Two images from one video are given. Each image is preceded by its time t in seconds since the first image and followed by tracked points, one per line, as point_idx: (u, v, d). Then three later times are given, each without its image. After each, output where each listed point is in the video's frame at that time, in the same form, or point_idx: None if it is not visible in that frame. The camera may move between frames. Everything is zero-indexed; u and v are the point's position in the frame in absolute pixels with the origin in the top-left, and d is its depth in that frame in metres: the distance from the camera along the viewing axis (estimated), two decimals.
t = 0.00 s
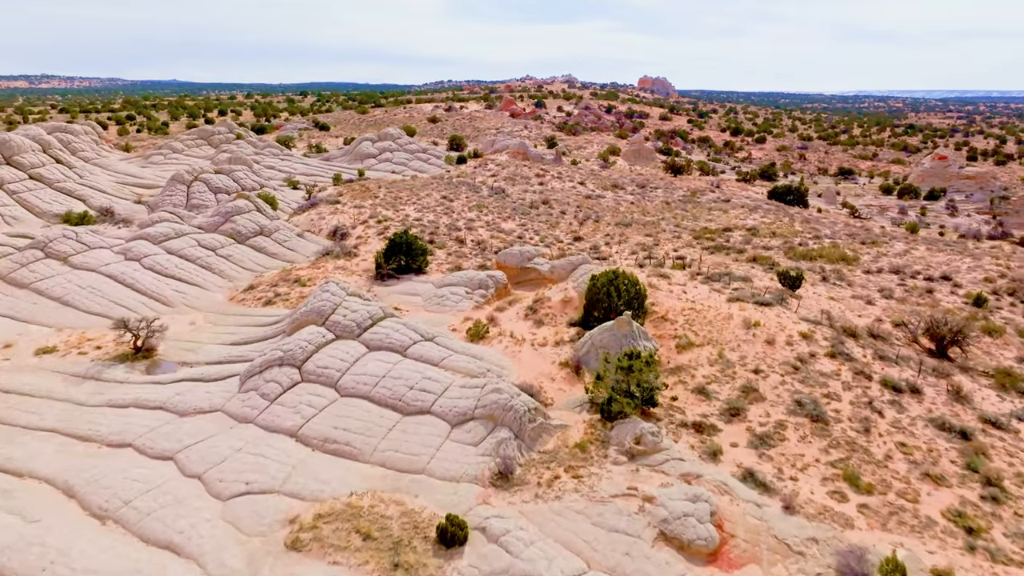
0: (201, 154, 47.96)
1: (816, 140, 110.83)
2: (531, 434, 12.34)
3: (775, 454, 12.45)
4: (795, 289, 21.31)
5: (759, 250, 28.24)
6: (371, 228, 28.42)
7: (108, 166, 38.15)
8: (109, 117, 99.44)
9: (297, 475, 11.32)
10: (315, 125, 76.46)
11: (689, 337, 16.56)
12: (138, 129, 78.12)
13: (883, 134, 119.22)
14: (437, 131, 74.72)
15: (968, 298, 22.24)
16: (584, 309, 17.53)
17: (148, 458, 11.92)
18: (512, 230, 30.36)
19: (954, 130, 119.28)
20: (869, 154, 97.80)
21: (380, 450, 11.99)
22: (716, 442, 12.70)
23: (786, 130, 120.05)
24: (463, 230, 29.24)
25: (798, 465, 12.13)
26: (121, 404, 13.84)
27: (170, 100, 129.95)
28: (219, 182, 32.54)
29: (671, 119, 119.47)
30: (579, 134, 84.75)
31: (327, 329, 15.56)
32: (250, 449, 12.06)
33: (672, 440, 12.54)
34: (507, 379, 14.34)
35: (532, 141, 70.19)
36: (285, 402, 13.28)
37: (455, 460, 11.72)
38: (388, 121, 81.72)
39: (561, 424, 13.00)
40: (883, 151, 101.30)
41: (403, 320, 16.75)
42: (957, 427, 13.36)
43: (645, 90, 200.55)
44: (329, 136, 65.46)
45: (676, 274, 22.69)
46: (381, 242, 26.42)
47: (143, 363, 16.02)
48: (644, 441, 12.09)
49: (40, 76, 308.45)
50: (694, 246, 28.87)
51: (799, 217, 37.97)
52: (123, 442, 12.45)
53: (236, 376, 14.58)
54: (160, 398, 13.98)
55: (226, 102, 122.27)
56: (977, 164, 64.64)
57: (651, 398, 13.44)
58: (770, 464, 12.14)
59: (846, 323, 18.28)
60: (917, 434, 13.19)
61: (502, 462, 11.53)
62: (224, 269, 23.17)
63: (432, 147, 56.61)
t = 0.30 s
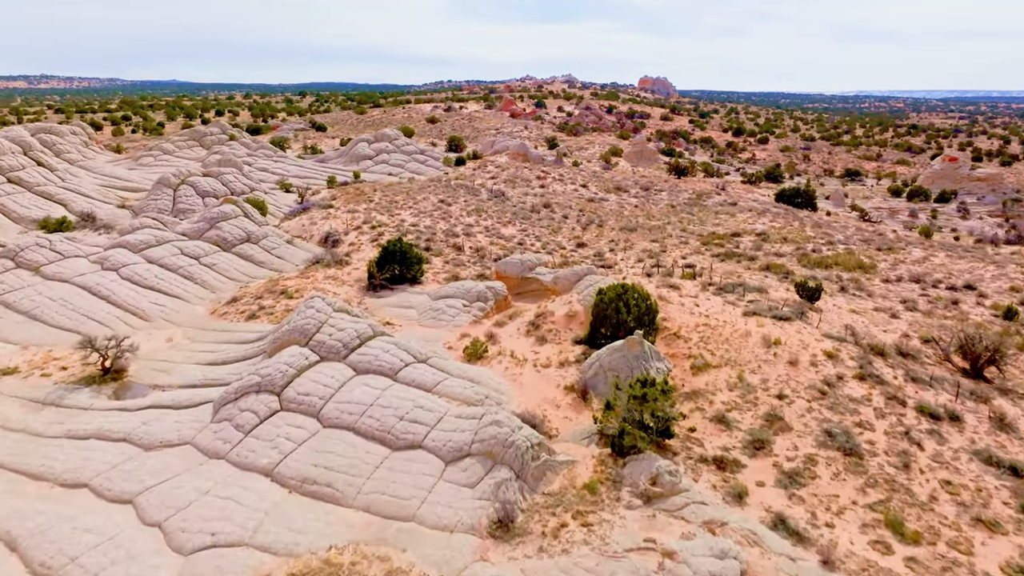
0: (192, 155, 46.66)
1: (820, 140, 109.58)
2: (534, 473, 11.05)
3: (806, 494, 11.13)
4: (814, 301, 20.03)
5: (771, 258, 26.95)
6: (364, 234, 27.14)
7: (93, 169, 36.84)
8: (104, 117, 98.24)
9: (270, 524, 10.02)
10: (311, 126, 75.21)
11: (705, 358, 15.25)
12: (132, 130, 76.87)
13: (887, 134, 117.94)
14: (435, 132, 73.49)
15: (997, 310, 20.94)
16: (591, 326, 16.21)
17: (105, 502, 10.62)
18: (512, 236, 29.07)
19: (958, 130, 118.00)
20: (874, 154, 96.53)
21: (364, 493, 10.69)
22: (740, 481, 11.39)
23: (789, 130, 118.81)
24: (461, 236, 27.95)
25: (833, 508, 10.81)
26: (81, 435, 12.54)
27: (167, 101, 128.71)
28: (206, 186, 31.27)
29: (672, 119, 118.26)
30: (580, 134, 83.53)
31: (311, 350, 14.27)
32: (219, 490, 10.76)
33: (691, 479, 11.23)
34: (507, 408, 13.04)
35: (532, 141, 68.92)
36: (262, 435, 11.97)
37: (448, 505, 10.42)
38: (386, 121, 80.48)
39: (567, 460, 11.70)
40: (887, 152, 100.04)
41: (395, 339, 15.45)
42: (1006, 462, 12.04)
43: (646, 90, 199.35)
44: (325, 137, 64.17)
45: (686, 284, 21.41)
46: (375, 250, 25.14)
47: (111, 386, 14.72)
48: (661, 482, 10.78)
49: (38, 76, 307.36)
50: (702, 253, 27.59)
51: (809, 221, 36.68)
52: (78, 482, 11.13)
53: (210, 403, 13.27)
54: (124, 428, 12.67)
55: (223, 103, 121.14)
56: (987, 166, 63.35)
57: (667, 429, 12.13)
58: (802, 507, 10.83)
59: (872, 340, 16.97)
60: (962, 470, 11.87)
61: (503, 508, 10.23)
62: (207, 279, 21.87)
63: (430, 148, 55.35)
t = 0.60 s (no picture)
0: (183, 157, 45.37)
1: (823, 140, 108.32)
2: (538, 524, 9.89)
3: (846, 546, 9.79)
4: (835, 315, 18.73)
5: (784, 266, 25.67)
6: (357, 241, 25.86)
7: (78, 172, 35.55)
8: (99, 117, 97.07)
9: None
10: (308, 126, 73.96)
11: (725, 383, 13.92)
12: (125, 131, 75.61)
13: (891, 134, 116.68)
14: (434, 132, 72.22)
15: None
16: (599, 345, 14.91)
17: (49, 557, 9.29)
18: (513, 242, 27.78)
19: (963, 130, 116.69)
20: (879, 154, 95.28)
21: (345, 546, 9.37)
22: (771, 530, 10.06)
23: (792, 130, 117.55)
24: (459, 242, 26.66)
25: (878, 563, 9.47)
26: (31, 474, 11.20)
27: (164, 101, 127.44)
28: (193, 189, 30.00)
29: (674, 120, 117.07)
30: (581, 135, 82.28)
31: (290, 375, 12.96)
32: (180, 543, 9.46)
33: (716, 529, 9.91)
34: (508, 443, 11.74)
35: (533, 142, 67.58)
36: (231, 476, 10.67)
37: (440, 562, 9.12)
38: (385, 122, 79.23)
39: (575, 506, 10.38)
40: (892, 152, 98.78)
41: (384, 361, 14.13)
42: None
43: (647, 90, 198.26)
44: (321, 138, 62.89)
45: (698, 296, 20.11)
46: (368, 258, 23.84)
47: (72, 414, 13.41)
48: (683, 534, 9.47)
49: (37, 76, 306.41)
50: (712, 261, 26.30)
51: (820, 226, 35.40)
52: (20, 532, 9.82)
53: (177, 437, 11.94)
54: (80, 464, 11.34)
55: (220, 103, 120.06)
56: (997, 167, 62.07)
57: (686, 468, 10.81)
58: (843, 562, 9.48)
59: (903, 360, 15.65)
60: (1020, 514, 10.50)
61: (502, 567, 9.10)
62: (187, 291, 20.57)
63: (428, 150, 54.11)
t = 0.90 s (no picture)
0: (173, 159, 44.09)
1: (827, 141, 107.08)
2: None
3: None
4: (860, 331, 17.41)
5: (799, 275, 24.35)
6: (349, 249, 24.56)
7: (62, 175, 34.23)
8: (94, 117, 95.85)
9: None
10: (304, 127, 72.70)
11: (747, 413, 12.60)
12: (119, 132, 74.36)
13: (895, 134, 115.39)
14: (433, 133, 70.97)
15: None
16: (608, 369, 13.59)
17: None
18: (512, 249, 26.47)
19: (968, 131, 115.50)
20: (884, 155, 94.03)
21: None
22: None
23: (795, 130, 116.28)
24: (456, 250, 25.34)
25: None
26: None
27: (162, 101, 126.83)
28: (179, 193, 28.72)
29: (676, 120, 115.84)
30: (582, 136, 81.07)
31: (266, 406, 11.65)
32: None
33: None
34: (508, 488, 10.44)
35: (533, 143, 66.30)
36: (193, 529, 9.34)
37: None
38: (383, 123, 78.02)
39: (584, 565, 9.07)
40: (897, 153, 97.53)
41: (371, 388, 12.80)
42: None
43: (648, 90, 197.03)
44: (317, 138, 61.64)
45: (711, 309, 18.82)
46: (360, 267, 22.55)
47: (25, 448, 12.10)
48: None
49: (35, 75, 305.42)
50: (722, 270, 24.98)
51: (832, 231, 34.12)
52: None
53: (136, 479, 10.60)
54: (23, 512, 9.96)
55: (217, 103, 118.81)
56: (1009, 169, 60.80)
57: (710, 518, 9.53)
58: None
59: (939, 384, 14.33)
60: None
61: None
62: (166, 304, 19.27)
63: (426, 151, 52.83)
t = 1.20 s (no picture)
0: (164, 161, 42.85)
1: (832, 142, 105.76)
2: None
3: None
4: (890, 351, 16.05)
5: (817, 286, 23.00)
6: (341, 258, 23.27)
7: (46, 178, 33.01)
8: (91, 118, 94.76)
9: None
10: (302, 128, 71.51)
11: (776, 451, 11.26)
12: (114, 132, 73.27)
13: (901, 136, 114.04)
14: (433, 134, 69.73)
15: None
16: (619, 400, 12.24)
17: None
18: (514, 258, 25.17)
19: (974, 132, 114.17)
20: (891, 157, 92.70)
21: None
22: None
23: (800, 131, 114.94)
24: (455, 258, 24.03)
25: None
26: None
27: (161, 101, 125.82)
28: (164, 198, 27.45)
29: (679, 121, 114.54)
30: (584, 137, 79.84)
31: (236, 447, 10.32)
32: None
33: None
34: (508, 547, 9.13)
35: (535, 144, 65.04)
36: None
37: None
38: (382, 124, 76.81)
39: None
40: (904, 154, 96.20)
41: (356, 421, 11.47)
42: None
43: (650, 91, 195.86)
44: (315, 139, 60.43)
45: (728, 326, 17.49)
46: (352, 278, 21.25)
47: None
48: None
49: (36, 75, 304.58)
50: (735, 280, 23.68)
51: (846, 237, 32.79)
52: None
53: (84, 533, 9.28)
54: None
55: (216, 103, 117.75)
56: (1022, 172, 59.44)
57: None
58: None
59: (984, 415, 12.95)
60: None
61: None
62: (142, 319, 17.97)
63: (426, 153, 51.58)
